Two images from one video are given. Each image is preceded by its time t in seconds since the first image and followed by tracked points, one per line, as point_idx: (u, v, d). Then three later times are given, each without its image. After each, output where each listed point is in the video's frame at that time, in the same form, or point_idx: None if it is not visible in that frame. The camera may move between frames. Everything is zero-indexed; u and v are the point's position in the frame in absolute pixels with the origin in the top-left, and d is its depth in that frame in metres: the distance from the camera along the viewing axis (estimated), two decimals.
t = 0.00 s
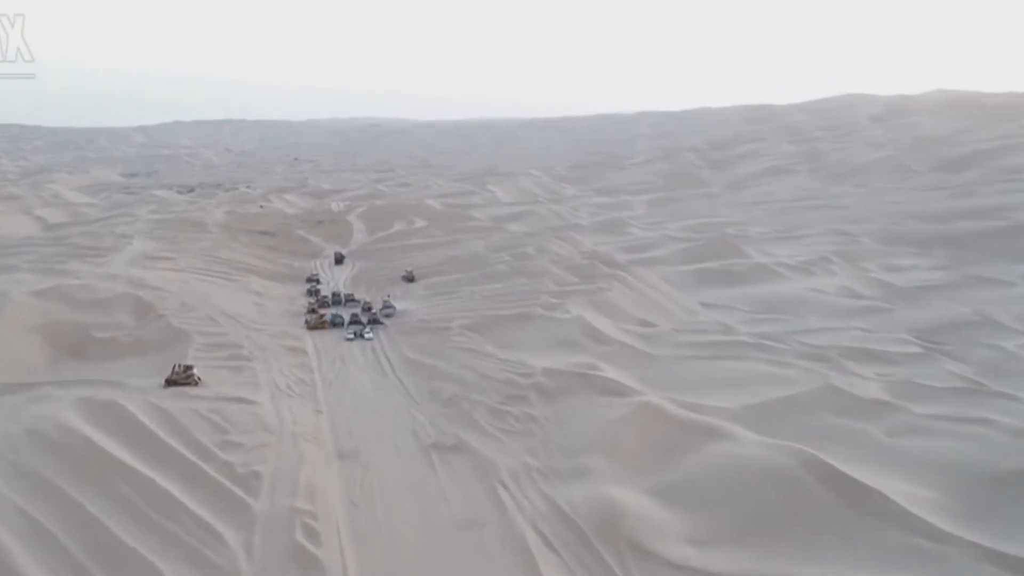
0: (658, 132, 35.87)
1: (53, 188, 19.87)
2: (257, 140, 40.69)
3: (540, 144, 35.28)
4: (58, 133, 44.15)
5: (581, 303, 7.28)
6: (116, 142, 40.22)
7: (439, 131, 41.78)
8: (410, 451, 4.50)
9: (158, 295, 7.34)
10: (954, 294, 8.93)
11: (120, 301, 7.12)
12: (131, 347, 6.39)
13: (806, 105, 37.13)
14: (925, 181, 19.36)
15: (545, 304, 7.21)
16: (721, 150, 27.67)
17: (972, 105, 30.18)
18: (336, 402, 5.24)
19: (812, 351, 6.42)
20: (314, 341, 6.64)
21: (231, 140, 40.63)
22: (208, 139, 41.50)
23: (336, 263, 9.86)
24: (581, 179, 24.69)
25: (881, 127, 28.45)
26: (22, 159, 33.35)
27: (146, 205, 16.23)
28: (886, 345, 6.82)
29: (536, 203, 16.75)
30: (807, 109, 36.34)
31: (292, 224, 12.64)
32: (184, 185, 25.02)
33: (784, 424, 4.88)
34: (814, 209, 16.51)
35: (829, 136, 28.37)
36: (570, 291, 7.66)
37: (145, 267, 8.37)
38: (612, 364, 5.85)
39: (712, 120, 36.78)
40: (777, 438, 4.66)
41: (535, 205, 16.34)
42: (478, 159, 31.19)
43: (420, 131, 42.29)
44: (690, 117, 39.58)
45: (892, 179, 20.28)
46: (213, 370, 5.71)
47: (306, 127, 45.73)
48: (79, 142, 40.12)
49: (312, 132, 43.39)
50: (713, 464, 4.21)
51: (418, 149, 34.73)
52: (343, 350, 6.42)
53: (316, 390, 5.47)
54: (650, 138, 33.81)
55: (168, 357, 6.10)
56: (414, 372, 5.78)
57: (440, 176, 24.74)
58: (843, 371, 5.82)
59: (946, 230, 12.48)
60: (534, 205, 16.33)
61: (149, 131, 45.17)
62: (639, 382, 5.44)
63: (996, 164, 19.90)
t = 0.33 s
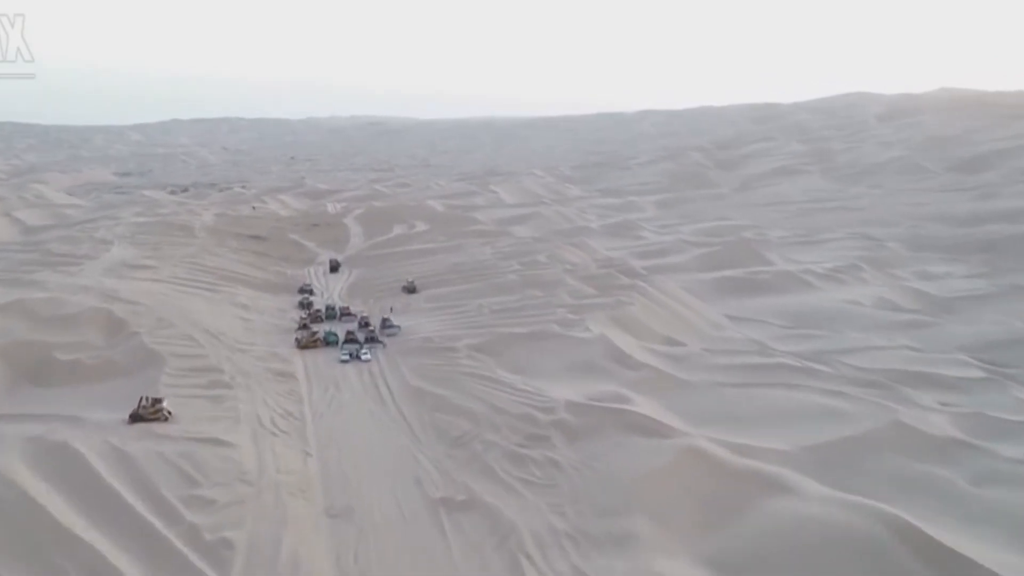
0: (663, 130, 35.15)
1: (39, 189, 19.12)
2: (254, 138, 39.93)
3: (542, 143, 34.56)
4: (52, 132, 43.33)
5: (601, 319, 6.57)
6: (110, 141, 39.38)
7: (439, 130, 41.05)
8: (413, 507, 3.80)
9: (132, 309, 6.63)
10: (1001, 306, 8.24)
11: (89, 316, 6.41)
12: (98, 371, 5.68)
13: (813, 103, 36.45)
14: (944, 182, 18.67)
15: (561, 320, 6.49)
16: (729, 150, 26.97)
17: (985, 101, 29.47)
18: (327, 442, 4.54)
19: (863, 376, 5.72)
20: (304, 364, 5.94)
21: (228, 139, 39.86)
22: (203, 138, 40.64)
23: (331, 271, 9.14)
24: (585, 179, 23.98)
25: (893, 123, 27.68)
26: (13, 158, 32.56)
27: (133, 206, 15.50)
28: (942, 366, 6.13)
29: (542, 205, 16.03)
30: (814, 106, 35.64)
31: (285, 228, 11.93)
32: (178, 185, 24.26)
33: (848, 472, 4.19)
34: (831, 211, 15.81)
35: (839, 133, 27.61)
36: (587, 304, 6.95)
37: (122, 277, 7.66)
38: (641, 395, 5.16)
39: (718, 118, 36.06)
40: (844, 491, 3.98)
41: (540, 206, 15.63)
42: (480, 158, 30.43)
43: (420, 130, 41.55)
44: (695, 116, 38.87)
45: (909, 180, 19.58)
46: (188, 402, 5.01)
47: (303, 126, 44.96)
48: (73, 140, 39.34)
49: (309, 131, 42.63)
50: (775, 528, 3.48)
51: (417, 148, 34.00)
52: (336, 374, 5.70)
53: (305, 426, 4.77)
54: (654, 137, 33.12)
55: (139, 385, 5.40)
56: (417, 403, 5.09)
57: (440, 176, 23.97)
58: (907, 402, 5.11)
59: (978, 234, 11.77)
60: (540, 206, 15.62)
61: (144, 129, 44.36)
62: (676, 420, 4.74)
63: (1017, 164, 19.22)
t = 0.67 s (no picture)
0: (667, 130, 34.43)
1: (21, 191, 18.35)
2: (250, 138, 39.17)
3: (544, 143, 33.82)
4: (44, 131, 42.56)
5: (624, 347, 5.84)
6: (103, 140, 38.56)
7: (438, 130, 40.32)
8: None
9: (95, 335, 5.87)
10: None
11: (44, 344, 5.66)
12: (49, 411, 4.94)
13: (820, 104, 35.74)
14: (964, 187, 17.96)
15: (578, 350, 5.75)
16: (736, 152, 26.23)
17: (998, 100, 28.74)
18: (308, 509, 3.81)
19: (926, 419, 5.00)
20: (287, 401, 5.19)
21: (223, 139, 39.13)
22: (199, 138, 39.84)
23: (323, 286, 8.40)
24: (589, 182, 23.26)
25: (906, 122, 26.95)
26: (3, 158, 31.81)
27: (118, 209, 14.75)
28: (1012, 405, 5.39)
29: (547, 210, 15.30)
30: (821, 107, 34.89)
31: (276, 236, 11.19)
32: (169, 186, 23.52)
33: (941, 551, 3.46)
34: (850, 218, 15.07)
35: (850, 133, 26.90)
36: (606, 329, 6.22)
37: (88, 296, 6.91)
38: (678, 446, 4.42)
39: (722, 118, 35.32)
40: None
41: (545, 212, 14.91)
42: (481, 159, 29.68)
43: (418, 130, 40.83)
44: (699, 116, 38.17)
45: (927, 186, 18.86)
46: (146, 454, 4.26)
47: (299, 125, 44.22)
48: (65, 139, 38.55)
49: (306, 130, 41.85)
50: None
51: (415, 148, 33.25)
52: (323, 416, 4.96)
53: (283, 487, 4.03)
54: (658, 138, 32.40)
55: (92, 429, 4.65)
56: (416, 456, 4.35)
57: (441, 178, 23.21)
58: (986, 453, 4.38)
59: (1014, 245, 11.05)
60: (544, 212, 14.89)
61: (138, 128, 43.60)
62: (723, 482, 4.03)
63: None
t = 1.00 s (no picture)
0: (672, 130, 33.76)
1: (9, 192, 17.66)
2: (248, 138, 38.51)
3: (547, 143, 33.15)
4: (40, 130, 41.90)
5: (661, 378, 5.14)
6: (99, 139, 37.89)
7: (439, 129, 39.64)
8: None
9: (59, 362, 5.18)
10: None
11: None
12: None
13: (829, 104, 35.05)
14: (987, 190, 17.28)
15: (609, 381, 5.05)
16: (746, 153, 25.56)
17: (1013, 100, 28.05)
18: None
19: (1016, 468, 4.32)
20: (276, 442, 4.50)
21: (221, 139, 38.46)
22: (196, 138, 39.08)
23: (320, 300, 7.71)
24: (597, 184, 22.58)
25: (919, 121, 26.20)
26: None
27: (106, 213, 14.06)
28: None
29: (556, 215, 14.62)
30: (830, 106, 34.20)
31: (271, 243, 10.49)
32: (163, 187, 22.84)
33: None
34: (873, 223, 14.38)
35: (862, 133, 26.15)
36: (638, 354, 5.52)
37: (58, 315, 6.22)
38: (735, 507, 3.74)
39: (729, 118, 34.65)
40: None
41: (554, 217, 14.23)
42: (484, 160, 28.92)
43: (419, 130, 40.16)
44: (705, 116, 37.51)
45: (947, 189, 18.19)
46: (104, 517, 3.57)
47: (298, 123, 43.55)
48: (60, 138, 37.88)
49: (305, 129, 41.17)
50: None
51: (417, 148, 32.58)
52: (317, 460, 4.26)
53: (267, 562, 3.35)
54: (664, 138, 31.71)
55: (45, 482, 3.96)
56: (426, 518, 3.67)
57: (443, 180, 22.48)
58: None
59: None
60: (553, 216, 14.21)
61: (135, 128, 42.93)
62: (803, 559, 3.37)
63: None
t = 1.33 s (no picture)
0: (674, 130, 33.30)
1: None
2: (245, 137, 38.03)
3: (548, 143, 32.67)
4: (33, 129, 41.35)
5: (692, 403, 4.73)
6: (93, 138, 37.34)
7: (438, 128, 39.13)
8: None
9: (35, 384, 4.75)
10: None
11: None
12: None
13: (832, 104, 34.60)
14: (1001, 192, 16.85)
15: (635, 407, 4.63)
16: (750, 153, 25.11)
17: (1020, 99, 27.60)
18: None
19: None
20: (273, 476, 4.07)
21: (216, 138, 37.95)
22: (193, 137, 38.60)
23: (319, 311, 7.28)
24: (599, 185, 22.13)
25: (926, 121, 25.75)
26: None
27: (95, 214, 13.59)
28: None
29: (561, 217, 14.18)
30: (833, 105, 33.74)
31: (266, 248, 10.05)
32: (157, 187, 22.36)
33: None
34: (888, 226, 13.95)
35: (868, 133, 25.70)
36: (665, 375, 5.09)
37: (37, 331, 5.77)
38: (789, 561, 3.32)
39: (731, 117, 34.18)
40: None
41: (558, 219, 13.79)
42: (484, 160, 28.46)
43: (418, 129, 39.67)
44: (707, 116, 37.05)
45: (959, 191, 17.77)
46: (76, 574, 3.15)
47: (295, 122, 43.03)
48: (53, 137, 37.34)
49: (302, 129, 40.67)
50: None
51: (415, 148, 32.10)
52: (318, 500, 3.84)
53: None
54: (666, 138, 31.26)
55: (12, 527, 3.53)
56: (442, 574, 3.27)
57: (442, 181, 22.03)
58: None
59: None
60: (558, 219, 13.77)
61: (130, 127, 42.39)
62: None
63: None
